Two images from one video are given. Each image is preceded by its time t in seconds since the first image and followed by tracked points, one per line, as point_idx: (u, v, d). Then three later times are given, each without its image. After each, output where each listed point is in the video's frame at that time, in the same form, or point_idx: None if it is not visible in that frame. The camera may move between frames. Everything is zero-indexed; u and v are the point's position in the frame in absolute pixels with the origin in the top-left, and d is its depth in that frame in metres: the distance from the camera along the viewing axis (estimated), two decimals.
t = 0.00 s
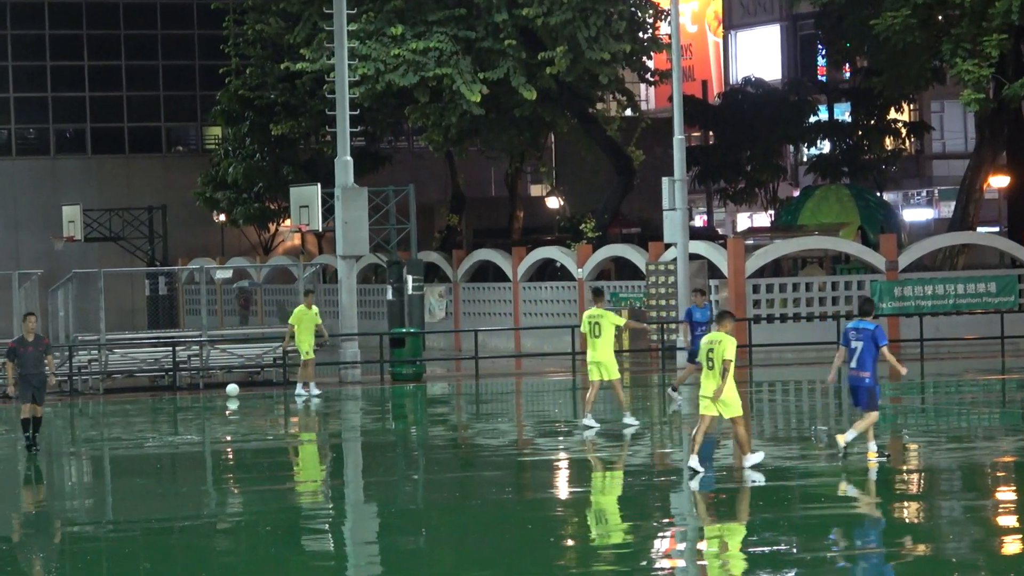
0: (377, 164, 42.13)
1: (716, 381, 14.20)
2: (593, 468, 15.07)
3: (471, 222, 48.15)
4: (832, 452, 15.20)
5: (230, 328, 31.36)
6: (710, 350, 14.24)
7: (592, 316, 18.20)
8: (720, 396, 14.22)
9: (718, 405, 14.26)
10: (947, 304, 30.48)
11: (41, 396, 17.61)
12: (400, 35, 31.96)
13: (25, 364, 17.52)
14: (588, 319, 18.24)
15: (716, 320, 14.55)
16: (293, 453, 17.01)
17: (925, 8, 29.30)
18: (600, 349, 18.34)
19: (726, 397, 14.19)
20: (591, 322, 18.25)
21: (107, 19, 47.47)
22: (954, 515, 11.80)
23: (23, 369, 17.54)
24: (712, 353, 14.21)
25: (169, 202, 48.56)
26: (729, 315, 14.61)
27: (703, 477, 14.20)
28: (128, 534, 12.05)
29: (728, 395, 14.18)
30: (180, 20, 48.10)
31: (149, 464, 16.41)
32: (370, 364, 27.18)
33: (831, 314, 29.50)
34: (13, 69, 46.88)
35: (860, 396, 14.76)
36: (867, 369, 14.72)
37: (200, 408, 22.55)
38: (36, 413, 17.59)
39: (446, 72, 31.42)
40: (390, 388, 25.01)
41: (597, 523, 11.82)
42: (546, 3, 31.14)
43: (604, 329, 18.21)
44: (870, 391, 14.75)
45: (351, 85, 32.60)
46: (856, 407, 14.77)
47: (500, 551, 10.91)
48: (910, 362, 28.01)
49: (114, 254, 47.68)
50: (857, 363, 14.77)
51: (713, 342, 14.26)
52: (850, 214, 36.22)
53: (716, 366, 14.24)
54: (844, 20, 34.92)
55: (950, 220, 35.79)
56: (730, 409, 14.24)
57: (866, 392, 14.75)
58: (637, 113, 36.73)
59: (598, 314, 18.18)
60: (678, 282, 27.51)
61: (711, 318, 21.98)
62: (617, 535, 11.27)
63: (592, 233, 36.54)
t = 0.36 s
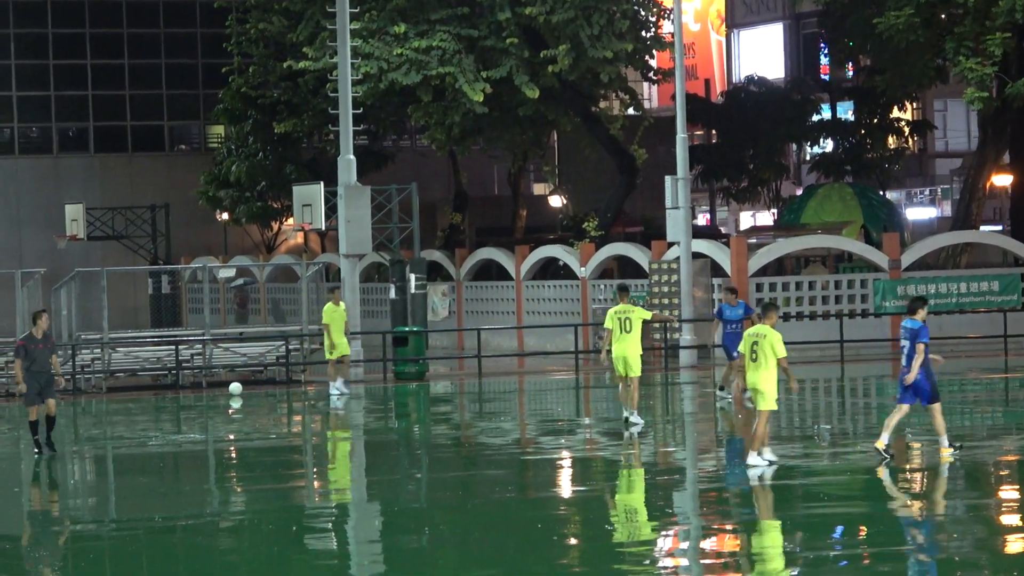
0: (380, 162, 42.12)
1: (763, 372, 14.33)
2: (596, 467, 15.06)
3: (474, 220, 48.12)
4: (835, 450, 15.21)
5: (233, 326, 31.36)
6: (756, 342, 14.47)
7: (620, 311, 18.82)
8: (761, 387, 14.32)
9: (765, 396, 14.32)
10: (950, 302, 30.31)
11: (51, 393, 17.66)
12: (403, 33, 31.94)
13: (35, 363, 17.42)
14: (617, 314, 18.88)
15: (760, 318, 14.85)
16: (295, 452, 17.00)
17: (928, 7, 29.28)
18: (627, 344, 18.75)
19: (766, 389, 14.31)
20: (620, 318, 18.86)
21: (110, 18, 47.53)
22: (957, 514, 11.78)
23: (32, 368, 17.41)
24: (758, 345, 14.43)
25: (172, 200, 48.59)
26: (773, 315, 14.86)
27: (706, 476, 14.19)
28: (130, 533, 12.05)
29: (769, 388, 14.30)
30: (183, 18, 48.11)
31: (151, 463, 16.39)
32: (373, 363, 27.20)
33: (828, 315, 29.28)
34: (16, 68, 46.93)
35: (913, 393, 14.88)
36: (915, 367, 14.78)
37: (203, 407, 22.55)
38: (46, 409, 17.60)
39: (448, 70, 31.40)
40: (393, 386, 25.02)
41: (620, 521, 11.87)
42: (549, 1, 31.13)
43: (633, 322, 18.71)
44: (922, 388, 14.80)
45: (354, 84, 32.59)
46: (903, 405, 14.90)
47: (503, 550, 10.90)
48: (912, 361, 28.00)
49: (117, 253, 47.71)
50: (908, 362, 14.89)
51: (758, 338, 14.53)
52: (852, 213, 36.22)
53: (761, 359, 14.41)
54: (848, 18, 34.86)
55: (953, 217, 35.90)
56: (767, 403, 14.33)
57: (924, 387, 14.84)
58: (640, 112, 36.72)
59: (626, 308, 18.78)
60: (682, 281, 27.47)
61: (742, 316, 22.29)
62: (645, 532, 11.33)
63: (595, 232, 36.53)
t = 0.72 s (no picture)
0: (384, 160, 42.14)
1: (805, 368, 14.89)
2: (600, 464, 15.07)
3: (477, 218, 48.17)
4: (839, 447, 15.24)
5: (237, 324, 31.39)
6: (797, 338, 14.93)
7: (630, 311, 18.97)
8: (805, 382, 14.91)
9: (810, 392, 14.94)
10: (954, 300, 30.24)
11: (54, 391, 17.29)
12: (407, 31, 31.94)
13: (54, 361, 16.95)
14: (626, 314, 18.99)
15: (800, 311, 15.28)
16: (299, 449, 17.02)
17: (932, 5, 29.17)
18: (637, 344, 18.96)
19: (811, 382, 14.90)
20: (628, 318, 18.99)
21: (114, 16, 47.59)
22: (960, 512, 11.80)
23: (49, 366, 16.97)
24: (799, 343, 14.90)
25: (176, 198, 48.65)
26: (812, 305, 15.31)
27: (710, 474, 14.20)
28: (134, 531, 12.06)
29: (813, 381, 14.89)
30: (186, 16, 48.14)
31: (155, 460, 16.39)
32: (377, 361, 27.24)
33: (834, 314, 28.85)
34: (20, 66, 46.95)
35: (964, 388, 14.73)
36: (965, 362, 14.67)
37: (207, 405, 22.57)
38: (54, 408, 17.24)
39: (452, 68, 31.39)
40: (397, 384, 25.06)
41: (627, 517, 11.90)
42: None
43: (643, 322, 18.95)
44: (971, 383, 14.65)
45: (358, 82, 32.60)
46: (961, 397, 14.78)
47: (506, 548, 10.91)
48: (916, 359, 28.00)
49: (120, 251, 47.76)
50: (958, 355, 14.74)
51: (799, 332, 14.99)
52: (857, 211, 36.21)
53: (804, 354, 14.93)
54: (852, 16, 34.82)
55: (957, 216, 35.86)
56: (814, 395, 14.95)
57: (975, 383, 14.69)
58: (644, 109, 36.70)
59: (636, 308, 18.98)
60: (686, 279, 27.48)
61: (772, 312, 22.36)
62: (653, 529, 11.36)
63: (599, 230, 36.56)
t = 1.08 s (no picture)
0: (383, 159, 42.14)
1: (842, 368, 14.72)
2: (599, 463, 15.07)
3: (476, 217, 48.17)
4: (838, 447, 15.24)
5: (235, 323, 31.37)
6: (838, 340, 14.76)
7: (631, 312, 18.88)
8: (847, 383, 14.74)
9: (844, 392, 14.78)
10: (953, 299, 30.27)
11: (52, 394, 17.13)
12: (406, 30, 31.93)
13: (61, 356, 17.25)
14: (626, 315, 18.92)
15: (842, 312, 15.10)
16: (298, 448, 17.02)
17: (931, 4, 29.20)
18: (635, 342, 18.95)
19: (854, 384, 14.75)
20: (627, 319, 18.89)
21: (113, 15, 47.58)
22: (959, 511, 11.80)
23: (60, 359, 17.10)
24: (839, 343, 14.72)
25: (175, 197, 48.65)
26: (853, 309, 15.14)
27: (708, 473, 14.20)
28: (132, 530, 12.05)
29: (857, 382, 14.76)
30: (185, 15, 48.20)
31: (154, 459, 16.38)
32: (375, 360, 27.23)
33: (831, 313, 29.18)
34: (19, 64, 46.88)
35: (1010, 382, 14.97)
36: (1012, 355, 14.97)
37: (205, 404, 22.55)
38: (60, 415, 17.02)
39: (451, 67, 31.38)
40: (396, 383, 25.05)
41: (627, 518, 11.86)
42: None
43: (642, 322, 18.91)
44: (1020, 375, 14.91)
45: (357, 81, 32.58)
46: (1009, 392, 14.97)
47: (504, 547, 10.91)
48: (916, 358, 27.98)
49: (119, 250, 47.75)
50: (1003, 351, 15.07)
51: (841, 334, 14.80)
52: (856, 211, 36.18)
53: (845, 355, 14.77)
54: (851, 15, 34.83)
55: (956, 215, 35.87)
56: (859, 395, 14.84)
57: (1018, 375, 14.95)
58: (643, 108, 36.68)
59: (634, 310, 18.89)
60: (684, 279, 27.46)
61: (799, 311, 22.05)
62: (652, 528, 11.36)
63: (598, 229, 36.55)
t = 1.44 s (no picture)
0: (387, 157, 42.16)
1: (884, 362, 15.16)
2: (602, 461, 15.09)
3: (480, 215, 48.20)
4: (842, 445, 15.24)
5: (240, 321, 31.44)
6: (882, 335, 15.23)
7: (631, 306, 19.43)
8: (885, 379, 15.13)
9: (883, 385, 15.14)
10: (957, 298, 30.30)
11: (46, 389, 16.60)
12: (410, 28, 31.96)
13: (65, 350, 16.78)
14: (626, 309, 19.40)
15: (886, 312, 15.60)
16: (302, 446, 17.05)
17: (936, 4, 29.20)
18: (634, 337, 19.41)
19: (890, 380, 15.11)
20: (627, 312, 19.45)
21: (118, 14, 47.60)
22: (963, 510, 11.79)
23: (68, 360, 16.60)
24: (883, 338, 15.21)
25: (179, 194, 48.70)
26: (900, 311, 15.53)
27: (712, 472, 14.18)
28: (136, 527, 12.07)
29: (893, 379, 15.12)
30: (190, 13, 48.24)
31: (158, 457, 16.41)
32: (379, 358, 27.25)
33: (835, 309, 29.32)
34: (23, 62, 46.87)
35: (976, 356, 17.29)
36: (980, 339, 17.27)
37: (209, 402, 22.57)
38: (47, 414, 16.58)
39: (456, 65, 31.39)
40: (400, 381, 25.07)
41: (628, 514, 11.97)
42: None
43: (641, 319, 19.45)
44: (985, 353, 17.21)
45: (361, 79, 32.60)
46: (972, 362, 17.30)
47: (508, 546, 10.91)
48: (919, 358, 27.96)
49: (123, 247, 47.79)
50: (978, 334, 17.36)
51: (883, 331, 15.30)
52: (861, 210, 36.13)
53: (886, 352, 15.21)
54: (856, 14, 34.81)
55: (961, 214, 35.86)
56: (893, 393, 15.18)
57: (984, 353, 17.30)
58: (648, 106, 36.66)
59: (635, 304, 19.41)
60: (689, 278, 27.46)
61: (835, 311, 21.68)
62: (656, 527, 11.37)
63: (602, 228, 36.54)
